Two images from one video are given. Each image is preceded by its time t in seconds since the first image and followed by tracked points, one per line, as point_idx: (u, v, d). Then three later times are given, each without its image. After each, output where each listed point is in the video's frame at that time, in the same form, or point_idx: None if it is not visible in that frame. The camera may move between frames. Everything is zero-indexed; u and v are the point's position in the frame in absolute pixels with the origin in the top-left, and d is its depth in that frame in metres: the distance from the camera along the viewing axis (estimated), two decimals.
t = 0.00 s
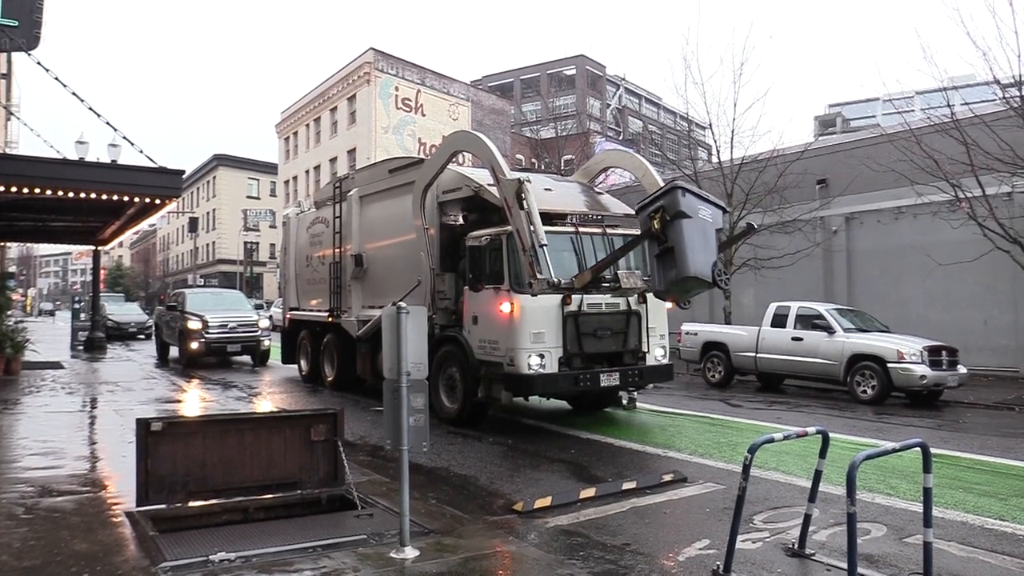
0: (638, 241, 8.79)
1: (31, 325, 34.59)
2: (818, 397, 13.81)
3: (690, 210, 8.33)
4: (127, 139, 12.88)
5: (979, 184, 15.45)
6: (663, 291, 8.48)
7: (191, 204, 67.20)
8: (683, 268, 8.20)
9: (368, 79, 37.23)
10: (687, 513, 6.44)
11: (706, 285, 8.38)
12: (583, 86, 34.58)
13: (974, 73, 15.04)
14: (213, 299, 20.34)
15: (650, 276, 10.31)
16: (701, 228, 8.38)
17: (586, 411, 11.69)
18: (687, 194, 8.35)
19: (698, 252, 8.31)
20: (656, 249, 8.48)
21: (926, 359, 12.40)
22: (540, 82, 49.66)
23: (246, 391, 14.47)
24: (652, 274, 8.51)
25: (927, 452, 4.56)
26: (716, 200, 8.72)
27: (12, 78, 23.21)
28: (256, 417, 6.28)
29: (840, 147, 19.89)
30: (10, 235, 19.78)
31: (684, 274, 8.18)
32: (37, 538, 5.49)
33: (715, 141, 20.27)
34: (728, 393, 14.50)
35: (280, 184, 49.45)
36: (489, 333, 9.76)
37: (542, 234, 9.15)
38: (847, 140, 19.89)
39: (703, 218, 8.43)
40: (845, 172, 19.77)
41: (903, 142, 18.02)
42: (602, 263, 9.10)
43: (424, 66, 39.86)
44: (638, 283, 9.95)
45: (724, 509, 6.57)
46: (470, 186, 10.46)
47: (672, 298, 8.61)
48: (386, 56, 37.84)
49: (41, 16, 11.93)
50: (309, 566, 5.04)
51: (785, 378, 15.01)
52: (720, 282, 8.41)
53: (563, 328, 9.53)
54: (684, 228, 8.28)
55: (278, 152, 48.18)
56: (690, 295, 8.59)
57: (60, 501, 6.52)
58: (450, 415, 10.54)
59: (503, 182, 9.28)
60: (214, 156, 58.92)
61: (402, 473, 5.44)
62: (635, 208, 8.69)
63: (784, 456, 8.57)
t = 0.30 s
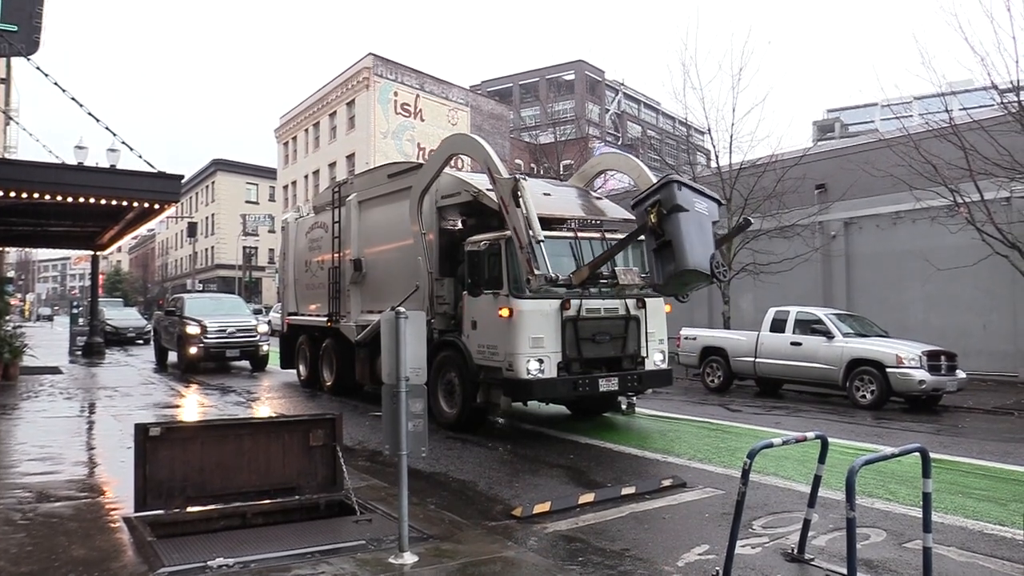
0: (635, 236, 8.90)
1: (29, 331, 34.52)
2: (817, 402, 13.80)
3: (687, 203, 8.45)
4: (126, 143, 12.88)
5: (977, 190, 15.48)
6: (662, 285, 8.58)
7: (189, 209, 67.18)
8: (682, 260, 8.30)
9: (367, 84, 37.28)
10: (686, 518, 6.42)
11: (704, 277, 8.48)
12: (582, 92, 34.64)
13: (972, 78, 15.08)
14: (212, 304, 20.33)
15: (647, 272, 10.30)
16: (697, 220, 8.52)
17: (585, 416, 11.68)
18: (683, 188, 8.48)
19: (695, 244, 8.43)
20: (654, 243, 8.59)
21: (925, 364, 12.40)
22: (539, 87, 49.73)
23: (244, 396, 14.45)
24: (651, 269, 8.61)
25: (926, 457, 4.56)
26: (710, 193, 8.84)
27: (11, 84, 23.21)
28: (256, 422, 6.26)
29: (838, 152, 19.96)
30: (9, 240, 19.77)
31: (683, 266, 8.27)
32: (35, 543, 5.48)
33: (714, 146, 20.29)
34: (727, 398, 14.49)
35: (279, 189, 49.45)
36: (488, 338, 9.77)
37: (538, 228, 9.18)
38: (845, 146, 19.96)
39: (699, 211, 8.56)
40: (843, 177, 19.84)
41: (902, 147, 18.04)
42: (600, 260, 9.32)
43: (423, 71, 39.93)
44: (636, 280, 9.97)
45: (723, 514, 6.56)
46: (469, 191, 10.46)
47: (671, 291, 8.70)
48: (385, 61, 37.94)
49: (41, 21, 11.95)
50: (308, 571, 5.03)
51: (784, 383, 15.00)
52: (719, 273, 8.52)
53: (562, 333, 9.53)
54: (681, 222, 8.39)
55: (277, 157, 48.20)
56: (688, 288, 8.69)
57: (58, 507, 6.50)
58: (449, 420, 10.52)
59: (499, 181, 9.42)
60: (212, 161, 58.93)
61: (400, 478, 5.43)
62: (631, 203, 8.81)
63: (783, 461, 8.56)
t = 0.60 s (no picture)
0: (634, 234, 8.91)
1: (27, 334, 34.45)
2: (817, 407, 13.80)
3: (685, 203, 8.44)
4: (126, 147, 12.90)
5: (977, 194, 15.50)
6: (658, 283, 8.60)
7: (189, 212, 67.20)
8: (678, 259, 8.30)
9: (367, 88, 37.32)
10: (686, 523, 6.42)
11: (699, 276, 8.49)
12: (582, 96, 34.70)
13: (971, 83, 15.10)
14: (212, 308, 20.35)
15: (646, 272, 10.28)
16: (694, 220, 8.52)
17: (585, 421, 11.67)
18: (682, 188, 8.46)
19: (692, 244, 8.43)
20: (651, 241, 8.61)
21: (924, 368, 12.40)
22: (539, 92, 49.82)
23: (244, 400, 14.44)
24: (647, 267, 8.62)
25: (926, 461, 4.55)
26: (710, 194, 8.82)
27: (11, 88, 23.23)
28: (255, 425, 6.26)
29: (838, 157, 20.01)
30: (9, 243, 19.76)
31: (679, 265, 8.27)
32: (34, 548, 5.47)
33: (713, 150, 20.32)
34: (727, 402, 14.48)
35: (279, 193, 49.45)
36: (487, 342, 9.77)
37: (536, 226, 9.25)
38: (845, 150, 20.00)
39: (697, 210, 8.55)
40: (842, 182, 19.89)
41: (902, 151, 18.05)
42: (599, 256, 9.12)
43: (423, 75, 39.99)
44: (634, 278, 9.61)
45: (723, 518, 6.56)
46: (468, 195, 10.47)
47: (666, 289, 8.73)
48: (386, 65, 38.02)
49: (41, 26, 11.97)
50: None
51: (783, 387, 15.00)
52: (713, 273, 8.54)
53: (561, 337, 9.53)
54: (679, 221, 8.40)
55: (277, 161, 48.23)
56: (683, 287, 8.72)
57: (57, 511, 6.49)
58: (448, 424, 10.52)
59: (495, 180, 9.42)
60: (212, 165, 58.97)
61: (399, 483, 5.42)
62: (630, 202, 8.82)
63: (783, 465, 8.56)
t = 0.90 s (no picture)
0: (633, 233, 8.93)
1: (27, 337, 34.42)
2: (816, 410, 13.79)
3: (684, 202, 8.45)
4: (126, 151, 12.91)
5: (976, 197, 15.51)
6: (656, 282, 8.61)
7: (189, 216, 67.23)
8: (676, 258, 8.31)
9: (367, 92, 37.37)
10: (686, 526, 6.41)
11: (698, 276, 8.50)
12: (582, 99, 34.74)
13: (970, 86, 15.11)
14: (212, 311, 20.36)
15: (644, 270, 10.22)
16: (693, 219, 8.52)
17: (584, 424, 11.66)
18: (681, 186, 8.48)
19: (691, 243, 8.44)
20: (650, 240, 8.63)
21: (924, 371, 12.40)
22: (538, 95, 49.88)
23: (243, 404, 14.43)
24: (645, 266, 8.64)
25: (925, 464, 4.55)
26: (709, 193, 8.82)
27: (11, 91, 23.24)
28: (255, 428, 6.25)
29: (837, 160, 20.04)
30: (8, 247, 19.76)
31: (677, 264, 8.28)
32: (32, 551, 5.46)
33: (713, 153, 20.34)
34: (727, 405, 14.48)
35: (279, 196, 49.47)
36: (487, 346, 9.76)
37: (535, 226, 9.25)
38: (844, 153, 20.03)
39: (695, 210, 8.55)
40: (841, 185, 19.93)
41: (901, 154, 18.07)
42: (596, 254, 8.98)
43: (422, 79, 40.05)
44: (632, 276, 9.46)
45: (722, 521, 6.55)
46: (468, 199, 10.47)
47: (665, 288, 8.75)
48: (385, 69, 38.09)
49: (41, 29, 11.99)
50: None
51: (783, 391, 15.00)
52: (712, 272, 8.54)
53: (560, 340, 9.53)
54: (676, 220, 8.41)
55: (277, 164, 48.26)
56: (681, 286, 8.73)
57: (56, 514, 6.48)
58: (448, 428, 10.51)
59: (493, 180, 9.52)
60: (212, 168, 59.00)
61: (399, 486, 5.41)
62: (629, 200, 8.82)
63: (783, 468, 8.56)
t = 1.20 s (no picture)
0: (632, 232, 8.94)
1: (26, 340, 34.40)
2: (816, 414, 13.79)
3: (683, 203, 8.46)
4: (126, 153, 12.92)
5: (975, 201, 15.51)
6: (653, 282, 8.64)
7: (189, 219, 67.26)
8: (674, 259, 8.34)
9: (367, 95, 37.41)
10: (686, 531, 6.41)
11: (695, 276, 8.53)
12: (581, 103, 34.81)
13: (970, 91, 15.13)
14: (211, 314, 20.36)
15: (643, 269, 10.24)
16: (692, 220, 8.53)
17: (584, 428, 11.66)
18: (680, 187, 8.49)
19: (689, 244, 8.46)
20: (648, 240, 8.64)
21: (924, 376, 12.40)
22: (538, 99, 49.96)
23: (243, 407, 14.42)
24: (644, 266, 8.66)
25: (924, 469, 4.55)
26: (708, 194, 8.84)
27: (11, 94, 23.27)
28: (254, 431, 6.25)
29: (837, 165, 20.05)
30: (8, 249, 19.77)
31: (675, 265, 8.31)
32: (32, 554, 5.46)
33: (713, 158, 20.38)
34: (726, 410, 14.48)
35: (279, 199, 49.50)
36: (486, 349, 9.77)
37: (531, 221, 9.30)
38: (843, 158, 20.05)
39: (695, 210, 8.56)
40: (840, 189, 19.96)
41: (900, 158, 18.09)
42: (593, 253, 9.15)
43: (422, 82, 40.11)
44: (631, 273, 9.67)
45: (722, 526, 6.55)
46: (468, 203, 10.49)
47: (662, 288, 8.77)
48: (385, 73, 38.16)
49: (42, 32, 12.03)
50: None
51: (783, 395, 14.99)
52: (709, 273, 8.57)
53: (560, 344, 9.54)
54: (675, 221, 8.42)
55: (277, 167, 48.29)
56: (678, 286, 8.75)
57: (55, 517, 6.48)
58: (447, 431, 10.50)
59: (491, 179, 9.56)
60: (212, 171, 59.04)
61: (398, 490, 5.41)
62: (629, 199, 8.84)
63: (782, 473, 8.56)
